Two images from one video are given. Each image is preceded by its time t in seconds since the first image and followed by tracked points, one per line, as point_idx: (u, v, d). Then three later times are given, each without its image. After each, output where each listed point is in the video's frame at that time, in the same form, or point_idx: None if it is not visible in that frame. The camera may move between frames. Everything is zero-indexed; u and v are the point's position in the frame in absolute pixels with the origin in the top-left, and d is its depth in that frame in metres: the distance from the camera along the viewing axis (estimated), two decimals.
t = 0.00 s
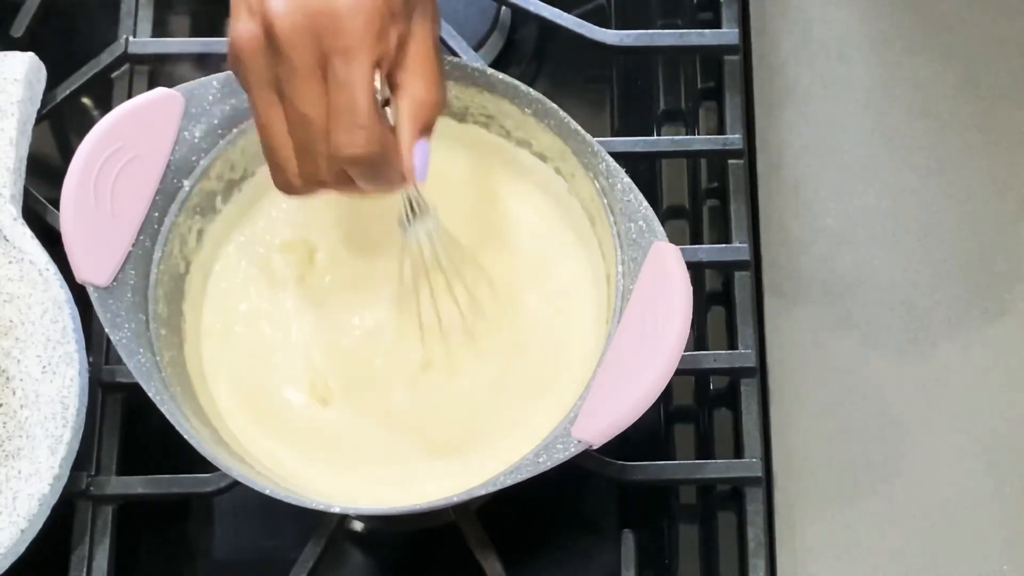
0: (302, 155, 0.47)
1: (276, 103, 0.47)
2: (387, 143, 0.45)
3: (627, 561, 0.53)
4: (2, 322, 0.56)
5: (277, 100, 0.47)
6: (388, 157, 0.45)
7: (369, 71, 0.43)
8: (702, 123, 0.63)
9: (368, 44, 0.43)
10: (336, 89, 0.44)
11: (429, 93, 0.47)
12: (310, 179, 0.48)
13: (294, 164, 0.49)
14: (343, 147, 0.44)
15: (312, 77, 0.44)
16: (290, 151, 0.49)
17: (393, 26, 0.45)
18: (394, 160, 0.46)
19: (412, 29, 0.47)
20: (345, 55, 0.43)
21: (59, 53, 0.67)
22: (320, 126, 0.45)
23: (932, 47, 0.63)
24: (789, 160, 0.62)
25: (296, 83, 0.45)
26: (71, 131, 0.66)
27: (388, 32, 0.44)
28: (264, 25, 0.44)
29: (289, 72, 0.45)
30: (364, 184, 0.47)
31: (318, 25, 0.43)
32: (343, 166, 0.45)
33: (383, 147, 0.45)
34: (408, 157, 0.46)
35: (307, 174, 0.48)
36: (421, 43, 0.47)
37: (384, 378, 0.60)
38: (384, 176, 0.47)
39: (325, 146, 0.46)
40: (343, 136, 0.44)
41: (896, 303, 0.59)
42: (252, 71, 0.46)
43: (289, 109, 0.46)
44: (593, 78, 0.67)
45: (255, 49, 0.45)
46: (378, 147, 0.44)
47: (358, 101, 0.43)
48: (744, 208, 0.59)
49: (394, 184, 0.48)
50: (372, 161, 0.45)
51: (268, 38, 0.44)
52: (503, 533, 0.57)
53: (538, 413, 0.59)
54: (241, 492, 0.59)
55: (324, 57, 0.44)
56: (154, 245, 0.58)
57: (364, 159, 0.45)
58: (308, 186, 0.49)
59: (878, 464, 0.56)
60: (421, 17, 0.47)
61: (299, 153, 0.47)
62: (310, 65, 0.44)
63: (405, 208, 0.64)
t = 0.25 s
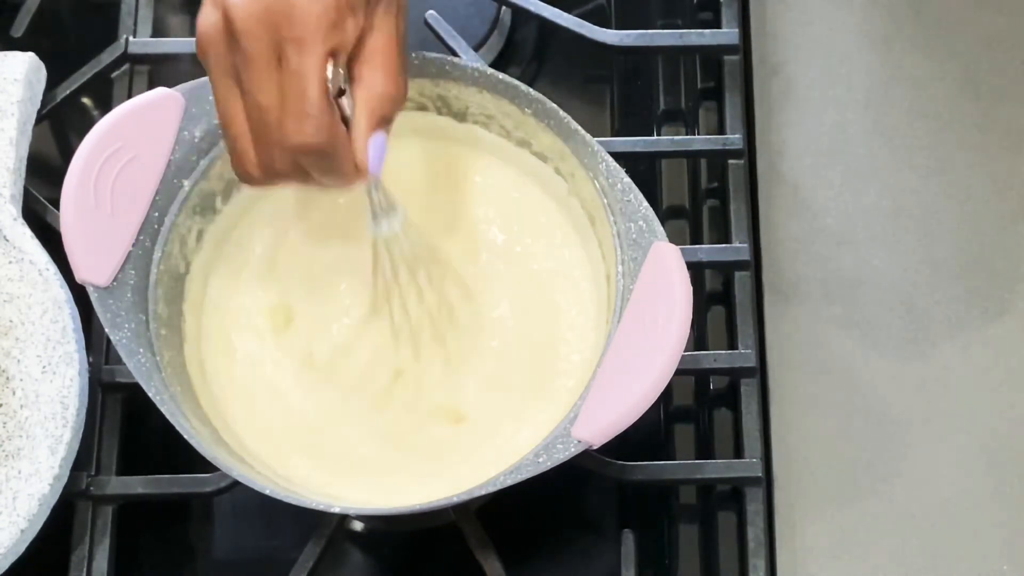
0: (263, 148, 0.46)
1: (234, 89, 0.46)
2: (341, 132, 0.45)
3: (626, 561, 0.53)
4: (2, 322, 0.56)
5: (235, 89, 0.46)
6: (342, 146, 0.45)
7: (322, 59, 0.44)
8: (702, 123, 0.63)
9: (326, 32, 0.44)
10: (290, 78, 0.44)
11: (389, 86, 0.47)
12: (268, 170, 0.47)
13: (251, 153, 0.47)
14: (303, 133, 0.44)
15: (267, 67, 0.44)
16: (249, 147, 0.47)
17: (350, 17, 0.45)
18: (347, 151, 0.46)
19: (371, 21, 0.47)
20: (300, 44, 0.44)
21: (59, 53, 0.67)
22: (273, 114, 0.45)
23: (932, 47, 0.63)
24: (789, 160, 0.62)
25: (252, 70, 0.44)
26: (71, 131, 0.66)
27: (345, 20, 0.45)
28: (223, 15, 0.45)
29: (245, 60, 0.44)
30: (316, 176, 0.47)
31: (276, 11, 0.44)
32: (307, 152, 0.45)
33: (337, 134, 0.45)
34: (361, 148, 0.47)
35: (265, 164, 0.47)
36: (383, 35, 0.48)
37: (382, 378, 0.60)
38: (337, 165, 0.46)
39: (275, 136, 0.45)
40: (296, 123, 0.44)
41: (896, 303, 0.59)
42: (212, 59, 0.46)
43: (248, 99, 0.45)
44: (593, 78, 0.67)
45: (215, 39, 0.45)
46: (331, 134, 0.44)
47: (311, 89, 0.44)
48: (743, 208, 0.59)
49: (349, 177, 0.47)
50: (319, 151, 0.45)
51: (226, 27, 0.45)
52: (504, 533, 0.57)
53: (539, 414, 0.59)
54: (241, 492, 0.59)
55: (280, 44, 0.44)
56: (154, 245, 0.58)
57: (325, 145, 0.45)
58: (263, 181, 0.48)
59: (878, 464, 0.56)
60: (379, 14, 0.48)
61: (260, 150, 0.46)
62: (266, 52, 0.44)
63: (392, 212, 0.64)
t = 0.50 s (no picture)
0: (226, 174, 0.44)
1: (198, 114, 0.45)
2: (308, 165, 0.44)
3: (626, 561, 0.53)
4: (2, 322, 0.56)
5: (202, 115, 0.45)
6: (303, 180, 0.44)
7: (292, 91, 0.43)
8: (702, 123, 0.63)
9: (295, 63, 0.44)
10: (262, 107, 0.43)
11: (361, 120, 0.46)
12: (228, 199, 0.45)
13: (215, 182, 0.45)
14: (263, 164, 0.43)
15: (239, 96, 0.43)
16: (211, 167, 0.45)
17: (326, 51, 0.45)
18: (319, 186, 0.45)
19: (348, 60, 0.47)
20: (270, 74, 0.43)
21: (59, 53, 0.67)
22: (241, 143, 0.44)
23: (932, 47, 0.63)
24: (789, 160, 0.62)
25: (221, 103, 0.44)
26: (71, 131, 0.66)
27: (319, 55, 0.45)
28: (197, 43, 0.44)
29: (215, 91, 0.44)
30: (283, 212, 0.45)
31: (251, 42, 0.43)
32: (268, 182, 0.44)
33: (303, 170, 0.44)
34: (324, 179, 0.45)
35: (226, 191, 0.45)
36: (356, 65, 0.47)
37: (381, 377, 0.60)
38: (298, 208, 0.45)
39: (243, 167, 0.44)
40: (264, 153, 0.43)
41: (896, 303, 0.59)
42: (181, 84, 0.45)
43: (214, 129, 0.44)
44: (593, 78, 0.67)
45: (188, 65, 0.44)
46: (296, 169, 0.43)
47: (281, 118, 0.43)
48: (743, 208, 0.59)
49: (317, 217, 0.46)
50: (290, 183, 0.44)
51: (199, 55, 0.44)
52: (503, 533, 0.57)
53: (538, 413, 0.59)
54: (240, 492, 0.59)
55: (253, 75, 0.43)
56: (154, 245, 0.58)
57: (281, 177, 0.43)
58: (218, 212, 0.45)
59: (878, 464, 0.56)
60: (355, 53, 0.47)
61: (222, 176, 0.45)
62: (233, 83, 0.43)
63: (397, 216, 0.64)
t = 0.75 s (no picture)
0: (308, 173, 0.45)
1: (273, 117, 0.44)
2: (389, 153, 0.44)
3: (627, 561, 0.53)
4: (2, 322, 0.56)
5: (279, 118, 0.44)
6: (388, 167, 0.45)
7: (371, 82, 0.42)
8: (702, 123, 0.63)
9: (374, 58, 0.41)
10: (342, 106, 0.42)
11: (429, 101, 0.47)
12: (313, 195, 0.46)
13: (297, 183, 0.46)
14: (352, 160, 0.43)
15: (313, 98, 0.42)
16: (293, 170, 0.46)
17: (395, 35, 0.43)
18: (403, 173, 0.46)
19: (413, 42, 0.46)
20: (346, 67, 0.41)
21: (59, 53, 0.67)
22: (322, 144, 0.44)
23: (932, 47, 0.63)
24: (790, 159, 0.62)
25: (298, 102, 0.42)
26: (71, 131, 0.66)
27: (389, 43, 0.43)
28: (264, 43, 0.41)
29: (286, 92, 0.42)
30: (363, 199, 0.47)
31: (325, 40, 0.40)
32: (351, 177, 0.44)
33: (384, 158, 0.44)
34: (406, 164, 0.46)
35: (311, 190, 0.46)
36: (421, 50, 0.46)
37: (382, 376, 0.60)
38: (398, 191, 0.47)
39: (329, 162, 0.44)
40: (352, 154, 0.43)
41: (896, 303, 0.59)
42: (251, 91, 0.43)
43: (293, 128, 0.43)
44: (593, 78, 0.67)
45: (258, 64, 0.42)
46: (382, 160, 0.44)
47: (369, 119, 0.42)
48: (744, 208, 0.59)
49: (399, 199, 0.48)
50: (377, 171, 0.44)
51: (267, 58, 0.41)
52: (503, 533, 0.57)
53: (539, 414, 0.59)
54: (241, 492, 0.59)
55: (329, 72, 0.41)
56: (154, 245, 0.58)
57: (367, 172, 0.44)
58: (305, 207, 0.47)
59: (878, 464, 0.56)
60: (418, 32, 0.46)
61: (305, 179, 0.46)
62: (316, 79, 0.41)
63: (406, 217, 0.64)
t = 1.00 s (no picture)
0: (266, 132, 0.46)
1: (232, 75, 0.46)
2: (354, 116, 0.45)
3: (627, 561, 0.53)
4: (2, 322, 0.56)
5: (239, 79, 0.46)
6: (353, 130, 0.45)
7: (332, 47, 0.44)
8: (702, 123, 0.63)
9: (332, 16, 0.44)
10: (303, 64, 0.44)
11: (387, 66, 0.48)
12: (269, 153, 0.47)
13: (251, 139, 0.47)
14: (314, 119, 0.44)
15: (274, 55, 0.44)
16: (246, 123, 0.47)
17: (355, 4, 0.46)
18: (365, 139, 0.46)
19: (368, 8, 0.48)
20: (306, 30, 0.44)
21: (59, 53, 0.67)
22: (281, 98, 0.45)
23: (932, 47, 0.63)
24: (790, 159, 0.62)
25: (257, 58, 0.44)
26: (71, 131, 0.66)
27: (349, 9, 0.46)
28: (224, 7, 0.45)
29: (248, 47, 0.44)
30: (321, 167, 0.47)
31: None
32: (316, 141, 0.45)
33: (349, 121, 0.45)
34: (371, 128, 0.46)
35: (268, 147, 0.47)
36: (381, 13, 0.49)
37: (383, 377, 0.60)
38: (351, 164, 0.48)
39: (290, 126, 0.45)
40: (312, 108, 0.44)
41: (896, 303, 0.59)
42: (211, 48, 0.45)
43: (252, 90, 0.45)
44: (593, 78, 0.67)
45: (216, 28, 0.45)
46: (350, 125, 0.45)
47: (328, 79, 0.44)
48: (744, 208, 0.59)
49: (357, 165, 0.48)
50: (335, 136, 0.45)
51: (227, 19, 0.45)
52: (503, 533, 0.57)
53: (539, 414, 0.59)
54: (241, 492, 0.59)
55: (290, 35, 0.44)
56: (154, 245, 0.58)
57: (336, 133, 0.45)
58: (263, 167, 0.48)
59: (878, 464, 0.56)
60: None
61: (262, 135, 0.46)
62: (273, 44, 0.44)
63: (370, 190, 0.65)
